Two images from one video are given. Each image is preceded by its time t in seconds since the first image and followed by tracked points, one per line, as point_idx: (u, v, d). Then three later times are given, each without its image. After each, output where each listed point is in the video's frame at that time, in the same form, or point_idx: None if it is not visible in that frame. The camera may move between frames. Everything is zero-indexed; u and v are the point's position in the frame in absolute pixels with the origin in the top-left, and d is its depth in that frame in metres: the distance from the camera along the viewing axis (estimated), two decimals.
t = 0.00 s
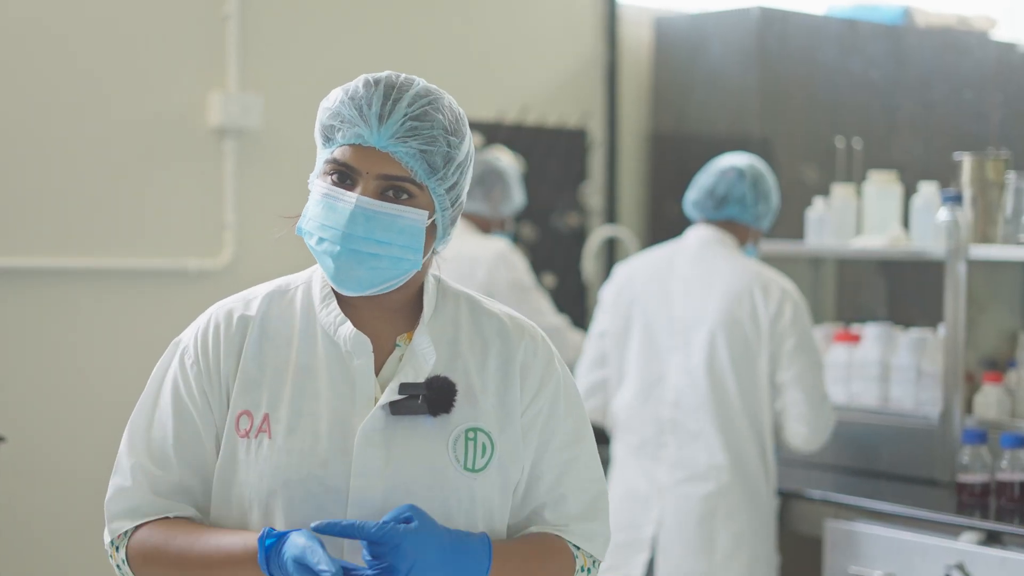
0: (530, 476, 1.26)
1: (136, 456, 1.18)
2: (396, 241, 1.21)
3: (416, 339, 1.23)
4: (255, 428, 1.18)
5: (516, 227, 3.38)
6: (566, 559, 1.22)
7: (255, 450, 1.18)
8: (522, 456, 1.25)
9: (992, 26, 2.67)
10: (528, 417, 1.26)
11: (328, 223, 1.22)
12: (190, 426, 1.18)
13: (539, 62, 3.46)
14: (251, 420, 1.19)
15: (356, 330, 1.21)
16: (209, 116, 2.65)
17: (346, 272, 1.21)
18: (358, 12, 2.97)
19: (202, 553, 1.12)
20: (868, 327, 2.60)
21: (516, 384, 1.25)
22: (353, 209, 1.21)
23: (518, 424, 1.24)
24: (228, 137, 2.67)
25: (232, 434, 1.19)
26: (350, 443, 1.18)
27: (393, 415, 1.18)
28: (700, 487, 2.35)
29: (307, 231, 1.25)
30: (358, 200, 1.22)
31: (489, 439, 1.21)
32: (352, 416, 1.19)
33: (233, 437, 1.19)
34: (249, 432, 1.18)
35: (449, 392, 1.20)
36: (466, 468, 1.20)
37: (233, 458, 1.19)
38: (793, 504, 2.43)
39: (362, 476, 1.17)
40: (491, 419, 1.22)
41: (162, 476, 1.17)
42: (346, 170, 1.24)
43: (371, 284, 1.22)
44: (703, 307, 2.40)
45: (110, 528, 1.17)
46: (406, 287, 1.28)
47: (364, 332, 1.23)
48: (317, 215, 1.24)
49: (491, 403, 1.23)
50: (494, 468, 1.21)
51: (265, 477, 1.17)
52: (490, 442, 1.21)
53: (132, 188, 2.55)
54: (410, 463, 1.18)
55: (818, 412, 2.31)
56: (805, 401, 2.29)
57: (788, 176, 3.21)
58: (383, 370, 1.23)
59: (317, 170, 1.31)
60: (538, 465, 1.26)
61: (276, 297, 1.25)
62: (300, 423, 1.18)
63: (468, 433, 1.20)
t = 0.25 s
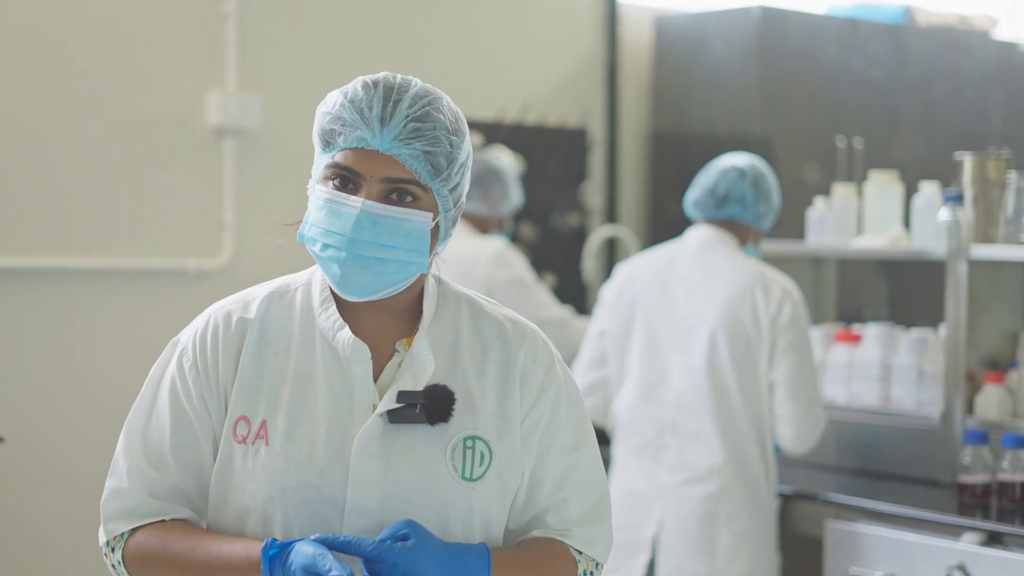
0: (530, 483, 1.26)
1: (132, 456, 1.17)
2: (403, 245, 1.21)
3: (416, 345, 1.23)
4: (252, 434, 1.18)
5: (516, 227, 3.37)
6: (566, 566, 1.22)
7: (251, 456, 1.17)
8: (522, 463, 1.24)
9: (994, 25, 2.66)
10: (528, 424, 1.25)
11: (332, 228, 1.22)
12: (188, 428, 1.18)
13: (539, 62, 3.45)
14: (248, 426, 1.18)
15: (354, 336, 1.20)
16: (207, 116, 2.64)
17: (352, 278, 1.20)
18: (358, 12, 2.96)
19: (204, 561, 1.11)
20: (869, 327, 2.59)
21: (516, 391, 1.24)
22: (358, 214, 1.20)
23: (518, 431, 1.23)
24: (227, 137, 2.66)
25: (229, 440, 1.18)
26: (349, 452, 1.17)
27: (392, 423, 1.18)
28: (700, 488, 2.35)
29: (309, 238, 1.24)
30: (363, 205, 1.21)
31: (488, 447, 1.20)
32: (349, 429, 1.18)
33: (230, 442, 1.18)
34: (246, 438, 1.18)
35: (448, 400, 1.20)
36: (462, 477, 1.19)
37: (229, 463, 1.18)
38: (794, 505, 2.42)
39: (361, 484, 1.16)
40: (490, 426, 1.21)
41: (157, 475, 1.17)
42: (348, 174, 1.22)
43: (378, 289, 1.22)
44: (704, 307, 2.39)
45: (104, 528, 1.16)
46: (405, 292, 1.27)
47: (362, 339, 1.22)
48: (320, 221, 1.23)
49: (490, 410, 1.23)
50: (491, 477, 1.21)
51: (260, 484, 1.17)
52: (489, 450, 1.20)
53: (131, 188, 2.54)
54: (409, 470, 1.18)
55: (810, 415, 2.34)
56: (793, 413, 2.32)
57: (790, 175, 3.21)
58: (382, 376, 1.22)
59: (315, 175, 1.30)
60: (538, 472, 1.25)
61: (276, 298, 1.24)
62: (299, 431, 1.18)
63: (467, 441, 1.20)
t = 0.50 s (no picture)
0: (529, 481, 1.25)
1: (132, 462, 1.17)
2: (405, 228, 1.21)
3: (415, 344, 1.22)
4: (251, 437, 1.17)
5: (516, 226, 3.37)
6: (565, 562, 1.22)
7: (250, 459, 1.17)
8: (521, 463, 1.23)
9: (994, 24, 2.65)
10: (527, 422, 1.24)
11: (333, 217, 1.21)
12: (187, 432, 1.17)
13: (539, 62, 3.45)
14: (248, 429, 1.18)
15: (352, 336, 1.19)
16: (207, 116, 2.64)
17: (357, 266, 1.19)
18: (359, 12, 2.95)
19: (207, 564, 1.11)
20: (869, 327, 2.59)
21: (515, 389, 1.23)
22: (360, 198, 1.20)
23: (517, 430, 1.22)
24: (226, 137, 2.65)
25: (228, 443, 1.17)
26: (348, 453, 1.17)
27: (390, 423, 1.17)
28: (701, 489, 2.34)
29: (309, 231, 1.23)
30: (364, 189, 1.21)
31: (488, 446, 1.20)
32: (348, 429, 1.18)
33: (229, 447, 1.18)
34: (246, 442, 1.17)
35: (447, 398, 1.19)
36: (463, 477, 1.18)
37: (229, 468, 1.18)
38: (794, 505, 2.42)
39: (361, 484, 1.15)
40: (490, 426, 1.21)
41: (156, 480, 1.16)
42: (346, 162, 1.23)
43: (383, 276, 1.21)
44: (704, 307, 2.39)
45: (106, 535, 1.16)
46: (404, 288, 1.26)
47: (360, 339, 1.21)
48: (319, 212, 1.22)
49: (489, 409, 1.22)
50: (492, 476, 1.20)
51: (258, 488, 1.16)
52: (489, 449, 1.20)
53: (131, 188, 2.54)
54: (409, 471, 1.17)
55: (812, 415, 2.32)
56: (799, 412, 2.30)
57: (791, 175, 3.20)
58: (381, 376, 1.22)
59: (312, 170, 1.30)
60: (538, 470, 1.25)
61: (273, 301, 1.24)
62: (298, 433, 1.17)
63: (467, 440, 1.19)
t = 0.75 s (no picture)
0: (535, 471, 1.25)
1: (136, 462, 1.16)
2: (402, 209, 1.21)
3: (414, 335, 1.22)
4: (254, 428, 1.17)
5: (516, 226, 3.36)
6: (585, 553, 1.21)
7: (254, 449, 1.16)
8: (523, 449, 1.24)
9: (996, 24, 2.64)
10: (528, 411, 1.25)
11: (330, 206, 1.20)
12: (190, 429, 1.17)
13: (539, 62, 3.44)
14: (250, 420, 1.17)
15: (352, 326, 1.19)
16: (206, 115, 2.63)
17: (361, 252, 1.19)
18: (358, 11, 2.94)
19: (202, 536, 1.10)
20: (870, 327, 2.58)
21: (516, 377, 1.24)
22: (355, 184, 1.20)
23: (518, 417, 1.23)
24: (226, 136, 2.64)
25: (230, 435, 1.17)
26: (350, 442, 1.17)
27: (393, 409, 1.17)
28: (701, 490, 2.34)
29: (306, 225, 1.22)
30: (357, 174, 1.21)
31: (489, 431, 1.21)
32: (351, 412, 1.18)
33: (232, 439, 1.17)
34: (248, 432, 1.17)
35: (448, 384, 1.18)
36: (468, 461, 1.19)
37: (232, 459, 1.17)
38: (795, 505, 2.41)
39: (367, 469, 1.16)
40: (491, 412, 1.22)
41: (164, 481, 1.15)
42: (334, 153, 1.23)
43: (386, 258, 1.21)
44: (705, 307, 2.38)
45: (110, 534, 1.15)
46: (401, 280, 1.25)
47: (360, 330, 1.21)
48: (314, 205, 1.22)
49: (490, 397, 1.23)
50: (496, 460, 1.21)
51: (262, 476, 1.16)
52: (490, 434, 1.21)
53: (130, 188, 2.53)
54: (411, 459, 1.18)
55: (812, 416, 2.31)
56: (803, 412, 2.29)
57: (792, 174, 3.20)
58: (381, 366, 1.22)
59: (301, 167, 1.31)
60: (541, 459, 1.25)
61: (269, 302, 1.23)
62: (301, 423, 1.17)
63: (468, 426, 1.20)
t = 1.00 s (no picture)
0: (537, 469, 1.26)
1: (128, 460, 1.15)
2: (401, 208, 1.22)
3: (412, 333, 1.22)
4: (252, 424, 1.17)
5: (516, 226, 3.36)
6: (597, 553, 1.23)
7: (254, 446, 1.17)
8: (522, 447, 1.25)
9: (997, 23, 2.64)
10: (527, 411, 1.25)
11: (330, 209, 1.21)
12: (182, 427, 1.16)
13: (539, 62, 3.43)
14: (248, 417, 1.17)
15: (349, 324, 1.20)
16: (206, 115, 2.62)
17: (363, 253, 1.20)
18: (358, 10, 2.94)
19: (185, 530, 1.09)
20: (871, 328, 2.58)
21: (515, 374, 1.25)
22: (354, 185, 1.20)
23: (516, 414, 1.24)
24: (225, 136, 2.64)
25: (228, 431, 1.17)
26: (350, 436, 1.17)
27: (392, 405, 1.17)
28: (702, 491, 2.33)
29: (305, 230, 1.22)
30: (355, 176, 1.21)
31: (488, 426, 1.20)
32: (350, 408, 1.18)
33: (229, 434, 1.17)
34: (246, 428, 1.17)
35: (447, 381, 1.19)
36: (466, 456, 1.19)
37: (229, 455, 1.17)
38: (796, 507, 2.40)
39: (366, 463, 1.15)
40: (489, 408, 1.22)
41: (155, 478, 1.14)
42: (330, 157, 1.23)
43: (388, 257, 1.22)
44: (706, 307, 2.37)
45: (98, 530, 1.15)
46: (399, 279, 1.26)
47: (358, 327, 1.22)
48: (313, 209, 1.22)
49: (488, 394, 1.23)
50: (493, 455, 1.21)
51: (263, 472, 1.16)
52: (489, 429, 1.21)
53: (130, 187, 2.52)
54: (409, 455, 1.17)
55: (812, 420, 2.30)
56: (803, 413, 2.29)
57: (792, 173, 3.19)
58: (379, 364, 1.22)
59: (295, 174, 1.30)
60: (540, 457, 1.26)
61: (265, 304, 1.23)
62: (299, 420, 1.17)
63: (467, 421, 1.20)
